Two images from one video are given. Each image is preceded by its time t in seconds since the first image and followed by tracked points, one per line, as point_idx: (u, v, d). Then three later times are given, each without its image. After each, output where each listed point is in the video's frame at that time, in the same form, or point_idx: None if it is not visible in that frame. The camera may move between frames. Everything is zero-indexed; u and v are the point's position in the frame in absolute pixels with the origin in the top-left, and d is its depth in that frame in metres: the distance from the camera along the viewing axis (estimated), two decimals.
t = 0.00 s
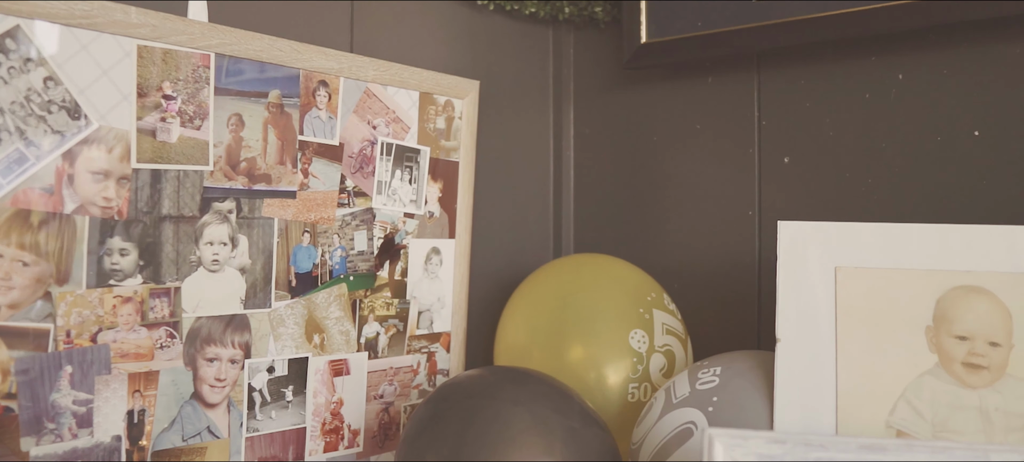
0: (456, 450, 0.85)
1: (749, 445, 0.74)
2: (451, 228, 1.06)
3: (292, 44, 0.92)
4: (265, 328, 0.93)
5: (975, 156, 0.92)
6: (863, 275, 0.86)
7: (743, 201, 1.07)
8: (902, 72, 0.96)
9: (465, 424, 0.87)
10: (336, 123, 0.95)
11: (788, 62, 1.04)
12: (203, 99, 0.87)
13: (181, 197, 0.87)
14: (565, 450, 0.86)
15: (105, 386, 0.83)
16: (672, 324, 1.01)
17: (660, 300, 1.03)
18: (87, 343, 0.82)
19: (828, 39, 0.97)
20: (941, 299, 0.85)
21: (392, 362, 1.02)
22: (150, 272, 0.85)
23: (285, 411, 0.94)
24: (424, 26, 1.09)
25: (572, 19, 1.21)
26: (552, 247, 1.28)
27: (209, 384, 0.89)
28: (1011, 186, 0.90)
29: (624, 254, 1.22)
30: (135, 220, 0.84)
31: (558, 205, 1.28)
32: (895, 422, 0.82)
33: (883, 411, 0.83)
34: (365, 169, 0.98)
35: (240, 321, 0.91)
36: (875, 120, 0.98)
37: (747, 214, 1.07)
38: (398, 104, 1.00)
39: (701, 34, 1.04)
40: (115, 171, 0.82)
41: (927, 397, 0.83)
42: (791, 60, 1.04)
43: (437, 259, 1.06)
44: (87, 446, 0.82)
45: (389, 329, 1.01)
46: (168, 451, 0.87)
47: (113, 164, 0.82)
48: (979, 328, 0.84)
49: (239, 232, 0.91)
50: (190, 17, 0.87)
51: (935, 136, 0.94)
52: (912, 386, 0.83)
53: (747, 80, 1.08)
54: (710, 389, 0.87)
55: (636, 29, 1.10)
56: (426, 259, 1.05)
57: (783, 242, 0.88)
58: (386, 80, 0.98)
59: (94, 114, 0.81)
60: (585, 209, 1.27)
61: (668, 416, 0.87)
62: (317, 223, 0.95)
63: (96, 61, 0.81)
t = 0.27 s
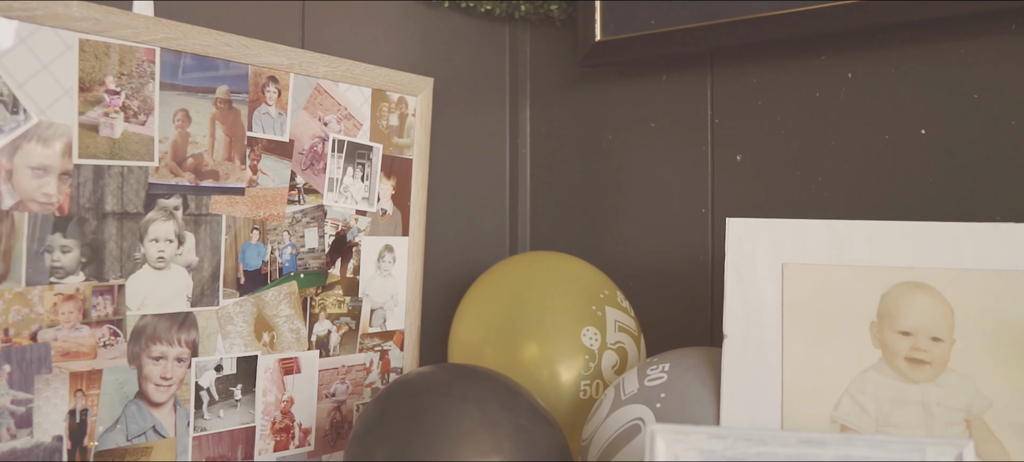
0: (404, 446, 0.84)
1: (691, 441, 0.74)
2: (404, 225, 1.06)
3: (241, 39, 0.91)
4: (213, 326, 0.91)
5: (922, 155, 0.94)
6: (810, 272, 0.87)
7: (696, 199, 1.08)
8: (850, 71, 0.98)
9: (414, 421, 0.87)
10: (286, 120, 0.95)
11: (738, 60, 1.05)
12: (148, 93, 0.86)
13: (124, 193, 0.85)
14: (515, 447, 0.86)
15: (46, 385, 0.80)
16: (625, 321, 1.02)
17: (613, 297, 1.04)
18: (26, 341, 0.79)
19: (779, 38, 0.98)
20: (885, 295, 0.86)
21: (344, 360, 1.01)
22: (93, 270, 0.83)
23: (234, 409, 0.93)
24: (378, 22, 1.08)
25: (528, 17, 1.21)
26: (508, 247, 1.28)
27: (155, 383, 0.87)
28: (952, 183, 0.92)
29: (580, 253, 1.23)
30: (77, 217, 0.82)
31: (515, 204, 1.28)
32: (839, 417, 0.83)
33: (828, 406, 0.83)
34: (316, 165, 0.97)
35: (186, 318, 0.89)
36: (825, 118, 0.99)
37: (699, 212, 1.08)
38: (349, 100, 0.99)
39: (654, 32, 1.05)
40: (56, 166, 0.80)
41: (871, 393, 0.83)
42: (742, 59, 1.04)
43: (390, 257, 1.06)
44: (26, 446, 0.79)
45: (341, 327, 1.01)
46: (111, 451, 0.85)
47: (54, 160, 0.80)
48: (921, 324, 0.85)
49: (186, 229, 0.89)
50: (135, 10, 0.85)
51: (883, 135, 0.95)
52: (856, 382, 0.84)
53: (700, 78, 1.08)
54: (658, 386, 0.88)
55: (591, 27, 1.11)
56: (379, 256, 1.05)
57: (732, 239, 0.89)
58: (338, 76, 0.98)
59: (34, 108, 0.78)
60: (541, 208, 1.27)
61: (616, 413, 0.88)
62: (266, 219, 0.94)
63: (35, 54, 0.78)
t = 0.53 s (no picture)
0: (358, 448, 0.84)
1: (640, 439, 0.74)
2: (364, 224, 1.06)
3: (195, 36, 0.90)
4: (166, 326, 0.89)
5: (878, 154, 0.95)
6: (764, 270, 0.87)
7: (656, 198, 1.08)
8: (807, 71, 0.98)
9: (369, 421, 0.86)
10: (241, 118, 0.94)
11: (696, 61, 1.05)
12: (99, 90, 0.84)
13: (74, 191, 0.83)
14: (471, 447, 0.85)
15: None
16: (584, 321, 1.02)
17: (573, 297, 1.04)
18: None
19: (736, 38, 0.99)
20: (839, 294, 0.86)
21: (302, 360, 1.00)
22: (41, 269, 0.81)
23: (188, 411, 0.91)
24: (337, 19, 1.08)
25: (490, 16, 1.21)
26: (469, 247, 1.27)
27: (106, 384, 0.85)
28: (903, 183, 0.94)
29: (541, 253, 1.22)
30: (24, 215, 0.80)
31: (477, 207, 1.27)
32: (792, 415, 0.83)
33: (780, 404, 0.83)
34: (273, 164, 0.96)
35: (139, 318, 0.87)
36: (783, 118, 1.00)
37: (660, 212, 1.08)
38: (307, 99, 0.99)
39: (614, 32, 1.05)
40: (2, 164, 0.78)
41: (823, 390, 0.83)
42: (700, 59, 1.05)
43: (349, 256, 1.05)
44: None
45: (299, 327, 1.00)
46: (60, 453, 0.83)
47: None
48: (874, 323, 0.85)
49: (138, 228, 0.87)
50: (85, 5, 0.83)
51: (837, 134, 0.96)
52: (809, 380, 0.84)
53: (660, 77, 1.09)
54: (613, 385, 0.88)
55: (551, 26, 1.11)
56: (337, 256, 1.04)
57: (687, 238, 0.89)
58: (295, 74, 0.98)
59: None
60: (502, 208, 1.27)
61: (572, 412, 0.87)
62: (221, 218, 0.93)
63: None
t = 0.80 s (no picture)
0: (315, 447, 0.83)
1: (594, 436, 0.74)
2: (326, 223, 1.05)
3: (152, 31, 0.89)
4: (123, 325, 0.88)
5: (838, 152, 0.96)
6: (723, 268, 0.88)
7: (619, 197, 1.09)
8: (769, 70, 0.99)
9: (327, 421, 0.86)
10: (200, 115, 0.93)
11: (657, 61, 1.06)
12: (52, 86, 0.83)
13: (25, 188, 0.81)
14: (430, 447, 0.85)
15: None
16: (547, 319, 1.02)
17: (536, 295, 1.04)
18: None
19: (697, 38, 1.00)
20: (797, 291, 0.87)
21: (263, 360, 1.00)
22: None
23: (145, 411, 0.90)
24: (298, 17, 1.08)
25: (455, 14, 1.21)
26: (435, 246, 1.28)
27: (59, 384, 0.84)
28: (861, 181, 0.95)
29: (506, 252, 1.23)
30: None
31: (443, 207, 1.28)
32: (749, 412, 0.83)
33: (738, 402, 0.84)
34: (233, 162, 0.96)
35: (94, 317, 0.86)
36: (745, 117, 1.01)
37: (623, 210, 1.09)
38: (268, 96, 0.99)
39: (578, 30, 1.05)
40: None
41: (781, 387, 0.84)
42: (664, 58, 1.06)
43: (311, 255, 1.05)
44: None
45: (259, 327, 0.99)
46: (12, 455, 0.81)
47: None
48: (831, 320, 0.86)
49: (93, 226, 0.86)
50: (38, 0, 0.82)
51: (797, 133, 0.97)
52: (766, 377, 0.84)
53: (624, 76, 1.09)
54: (573, 382, 0.88)
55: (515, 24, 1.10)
56: (299, 254, 1.04)
57: (647, 235, 0.89)
58: (255, 71, 0.97)
59: None
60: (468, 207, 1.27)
61: (532, 410, 0.87)
62: (179, 216, 0.92)
63: None
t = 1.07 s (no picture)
0: (276, 447, 0.82)
1: (552, 433, 0.74)
2: (291, 221, 1.05)
3: (112, 26, 0.88)
4: (81, 323, 0.87)
5: (802, 150, 0.97)
6: (686, 265, 0.88)
7: (585, 195, 1.10)
8: (734, 69, 1.00)
9: (288, 420, 0.85)
10: (162, 111, 0.92)
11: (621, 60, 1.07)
12: (8, 80, 0.81)
13: None
14: (392, 446, 0.85)
15: None
16: (513, 317, 1.02)
17: (502, 293, 1.04)
18: None
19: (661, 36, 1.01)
20: (758, 288, 0.87)
21: (226, 359, 0.99)
22: None
23: (105, 411, 0.88)
24: (263, 14, 1.09)
25: (423, 11, 1.22)
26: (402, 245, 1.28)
27: (15, 383, 0.82)
28: (823, 180, 0.96)
29: (474, 251, 1.23)
30: None
31: (410, 207, 1.28)
32: (711, 409, 0.83)
33: (700, 399, 0.83)
34: (195, 159, 0.95)
35: (51, 316, 0.85)
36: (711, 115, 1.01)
37: (590, 208, 1.10)
38: (232, 93, 0.98)
39: (545, 28, 1.05)
40: None
41: (742, 384, 0.84)
42: (630, 56, 1.07)
43: (276, 253, 1.05)
44: None
45: (223, 325, 0.99)
46: None
47: None
48: (793, 316, 0.86)
49: (51, 223, 0.85)
50: None
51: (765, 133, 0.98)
52: (728, 374, 0.84)
53: (592, 74, 1.10)
54: (536, 380, 0.88)
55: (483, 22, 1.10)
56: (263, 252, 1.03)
57: (611, 233, 0.90)
58: (218, 67, 0.97)
59: None
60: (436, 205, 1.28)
61: (495, 408, 0.87)
62: (140, 214, 0.91)
63: None
